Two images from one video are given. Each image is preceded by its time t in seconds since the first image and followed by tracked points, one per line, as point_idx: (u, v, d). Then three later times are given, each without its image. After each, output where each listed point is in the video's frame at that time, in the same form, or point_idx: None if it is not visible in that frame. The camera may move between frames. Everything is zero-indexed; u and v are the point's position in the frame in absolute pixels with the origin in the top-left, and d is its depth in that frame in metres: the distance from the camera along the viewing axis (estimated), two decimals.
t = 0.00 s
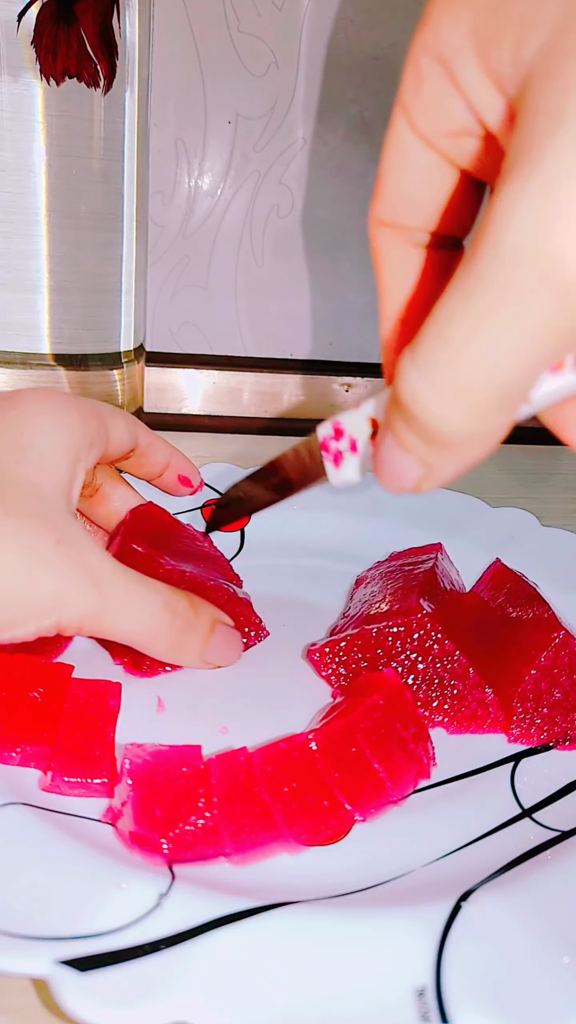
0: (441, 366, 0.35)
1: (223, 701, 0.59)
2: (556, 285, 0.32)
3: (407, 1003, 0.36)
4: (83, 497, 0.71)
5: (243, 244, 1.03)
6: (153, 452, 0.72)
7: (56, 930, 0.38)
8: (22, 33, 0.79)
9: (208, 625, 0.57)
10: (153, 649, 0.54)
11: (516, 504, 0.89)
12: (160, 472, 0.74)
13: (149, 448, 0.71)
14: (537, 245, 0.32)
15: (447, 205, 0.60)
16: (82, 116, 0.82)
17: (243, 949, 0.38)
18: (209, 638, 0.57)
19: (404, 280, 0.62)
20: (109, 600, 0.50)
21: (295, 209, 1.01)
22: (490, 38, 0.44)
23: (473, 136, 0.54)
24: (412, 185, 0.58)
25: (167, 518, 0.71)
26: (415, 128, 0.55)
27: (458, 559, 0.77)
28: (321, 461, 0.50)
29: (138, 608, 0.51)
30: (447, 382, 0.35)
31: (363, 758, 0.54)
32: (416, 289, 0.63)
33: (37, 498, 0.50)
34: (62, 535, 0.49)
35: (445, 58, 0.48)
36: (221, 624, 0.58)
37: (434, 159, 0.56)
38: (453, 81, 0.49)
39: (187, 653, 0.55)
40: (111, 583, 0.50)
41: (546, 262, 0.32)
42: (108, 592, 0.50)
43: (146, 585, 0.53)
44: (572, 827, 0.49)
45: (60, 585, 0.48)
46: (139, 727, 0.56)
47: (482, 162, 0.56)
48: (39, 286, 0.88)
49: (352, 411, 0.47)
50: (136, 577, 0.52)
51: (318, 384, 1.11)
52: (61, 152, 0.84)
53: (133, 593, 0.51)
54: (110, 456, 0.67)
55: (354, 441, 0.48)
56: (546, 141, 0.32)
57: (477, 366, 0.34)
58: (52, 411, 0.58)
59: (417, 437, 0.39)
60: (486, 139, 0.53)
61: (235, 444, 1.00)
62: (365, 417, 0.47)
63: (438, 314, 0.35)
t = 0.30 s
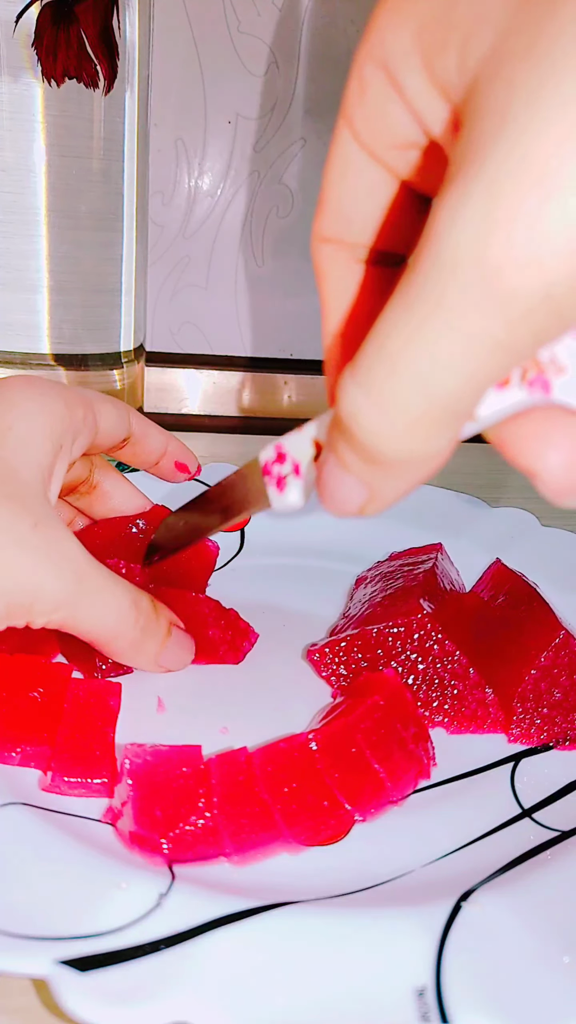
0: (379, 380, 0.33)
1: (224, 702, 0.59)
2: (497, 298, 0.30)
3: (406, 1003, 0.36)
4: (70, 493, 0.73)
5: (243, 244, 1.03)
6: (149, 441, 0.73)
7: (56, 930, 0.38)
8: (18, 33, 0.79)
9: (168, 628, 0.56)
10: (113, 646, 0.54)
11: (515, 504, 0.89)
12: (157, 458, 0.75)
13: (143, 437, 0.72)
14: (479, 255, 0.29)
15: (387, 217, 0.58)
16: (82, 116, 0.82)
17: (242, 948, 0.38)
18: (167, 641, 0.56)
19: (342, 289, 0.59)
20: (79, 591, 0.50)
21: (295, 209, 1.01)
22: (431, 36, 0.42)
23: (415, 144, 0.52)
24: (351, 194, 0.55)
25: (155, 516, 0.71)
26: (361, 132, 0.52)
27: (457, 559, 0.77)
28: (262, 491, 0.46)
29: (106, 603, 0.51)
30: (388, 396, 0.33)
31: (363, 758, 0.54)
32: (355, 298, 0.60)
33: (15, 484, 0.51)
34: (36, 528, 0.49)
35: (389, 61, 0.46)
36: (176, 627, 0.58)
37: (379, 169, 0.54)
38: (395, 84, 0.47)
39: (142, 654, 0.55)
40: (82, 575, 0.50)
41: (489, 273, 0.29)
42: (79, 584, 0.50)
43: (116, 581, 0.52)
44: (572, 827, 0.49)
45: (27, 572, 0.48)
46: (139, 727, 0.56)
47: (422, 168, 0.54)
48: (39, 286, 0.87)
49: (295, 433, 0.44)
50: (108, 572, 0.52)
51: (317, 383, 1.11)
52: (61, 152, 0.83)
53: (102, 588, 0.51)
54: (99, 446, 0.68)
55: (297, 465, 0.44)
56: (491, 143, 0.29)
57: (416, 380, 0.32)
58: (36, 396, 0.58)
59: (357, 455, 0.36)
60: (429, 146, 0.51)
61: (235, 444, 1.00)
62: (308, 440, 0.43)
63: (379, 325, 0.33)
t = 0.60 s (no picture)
0: (387, 458, 0.32)
1: (223, 702, 0.59)
2: (499, 377, 0.29)
3: (406, 1003, 0.36)
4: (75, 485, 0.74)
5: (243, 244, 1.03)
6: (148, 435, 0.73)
7: (55, 930, 0.38)
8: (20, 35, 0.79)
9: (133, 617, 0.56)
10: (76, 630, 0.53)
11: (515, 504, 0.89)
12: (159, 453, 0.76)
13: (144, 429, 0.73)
14: (476, 336, 0.28)
15: (379, 284, 0.53)
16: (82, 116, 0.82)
17: (242, 949, 0.38)
18: (123, 631, 0.55)
19: (339, 361, 0.55)
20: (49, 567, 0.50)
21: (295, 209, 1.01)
22: (412, 113, 0.39)
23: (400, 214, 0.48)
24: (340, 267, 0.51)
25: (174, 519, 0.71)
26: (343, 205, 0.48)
27: (457, 559, 0.77)
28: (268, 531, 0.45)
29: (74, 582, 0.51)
30: (397, 475, 0.32)
31: (364, 758, 0.54)
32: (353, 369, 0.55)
33: None
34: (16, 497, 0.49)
35: (364, 136, 0.43)
36: (140, 616, 0.57)
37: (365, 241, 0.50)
38: (372, 158, 0.44)
39: (98, 637, 0.54)
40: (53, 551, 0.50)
41: (490, 350, 0.28)
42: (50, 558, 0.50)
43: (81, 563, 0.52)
44: (572, 827, 0.49)
45: None
46: (139, 728, 0.56)
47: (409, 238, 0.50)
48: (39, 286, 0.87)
49: (305, 501, 0.43)
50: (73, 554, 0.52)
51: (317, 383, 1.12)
52: (61, 152, 0.83)
53: (68, 569, 0.51)
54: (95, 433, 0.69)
55: (310, 530, 0.43)
56: (477, 222, 0.28)
57: (428, 457, 0.31)
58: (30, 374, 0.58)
59: (372, 531, 0.35)
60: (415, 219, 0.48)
61: (234, 444, 1.00)
62: (318, 507, 0.42)
63: (383, 404, 0.32)
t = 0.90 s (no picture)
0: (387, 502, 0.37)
1: (223, 701, 0.59)
2: (469, 455, 0.34)
3: (407, 1003, 0.36)
4: (62, 477, 0.74)
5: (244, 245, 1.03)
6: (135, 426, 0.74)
7: (56, 930, 0.38)
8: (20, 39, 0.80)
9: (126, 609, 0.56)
10: (73, 619, 0.53)
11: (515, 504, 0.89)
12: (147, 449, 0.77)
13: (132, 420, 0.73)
14: (446, 424, 0.33)
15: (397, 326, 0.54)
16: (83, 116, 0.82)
17: (243, 949, 0.38)
18: (120, 624, 0.56)
19: (359, 388, 0.59)
20: (34, 556, 0.49)
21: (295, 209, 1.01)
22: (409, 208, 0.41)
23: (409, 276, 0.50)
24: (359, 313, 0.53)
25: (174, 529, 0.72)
26: (358, 266, 0.50)
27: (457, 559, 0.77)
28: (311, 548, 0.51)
29: (60, 573, 0.50)
30: (398, 515, 0.38)
31: (364, 757, 0.54)
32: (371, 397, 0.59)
33: None
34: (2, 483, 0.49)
35: (372, 212, 0.45)
36: (135, 614, 0.57)
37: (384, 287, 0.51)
38: (378, 232, 0.46)
39: (94, 631, 0.55)
40: (40, 541, 0.50)
41: (454, 429, 0.33)
42: (36, 547, 0.49)
43: (72, 550, 0.52)
44: (572, 827, 0.49)
45: None
46: (140, 728, 0.56)
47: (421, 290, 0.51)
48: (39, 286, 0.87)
49: (339, 508, 0.49)
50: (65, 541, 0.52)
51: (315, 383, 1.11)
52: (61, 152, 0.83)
53: (59, 556, 0.50)
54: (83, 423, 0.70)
55: (339, 536, 0.48)
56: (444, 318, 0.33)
57: (422, 504, 0.37)
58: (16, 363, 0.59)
59: (385, 556, 0.41)
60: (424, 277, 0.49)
61: (235, 444, 1.00)
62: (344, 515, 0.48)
63: (382, 460, 0.37)
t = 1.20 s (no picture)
0: (364, 444, 0.39)
1: (222, 701, 0.59)
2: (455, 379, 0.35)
3: (407, 1003, 0.36)
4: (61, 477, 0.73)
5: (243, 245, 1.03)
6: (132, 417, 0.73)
7: (56, 930, 0.38)
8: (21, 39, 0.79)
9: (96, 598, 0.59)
10: (63, 612, 0.55)
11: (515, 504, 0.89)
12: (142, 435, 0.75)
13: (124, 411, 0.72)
14: (431, 342, 0.35)
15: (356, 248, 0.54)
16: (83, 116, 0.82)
17: (244, 949, 0.38)
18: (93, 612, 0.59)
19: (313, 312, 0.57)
20: (41, 561, 0.50)
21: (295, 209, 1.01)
22: (386, 80, 0.46)
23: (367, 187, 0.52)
24: (321, 232, 0.55)
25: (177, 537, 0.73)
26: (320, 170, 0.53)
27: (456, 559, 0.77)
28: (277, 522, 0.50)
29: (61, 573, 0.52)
30: (370, 454, 0.39)
31: (364, 758, 0.54)
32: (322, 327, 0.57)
33: None
34: (15, 491, 0.49)
35: (335, 94, 0.51)
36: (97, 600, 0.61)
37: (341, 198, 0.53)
38: (341, 118, 0.51)
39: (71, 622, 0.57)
40: (49, 545, 0.50)
41: (450, 340, 0.34)
42: (44, 553, 0.50)
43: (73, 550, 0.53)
44: (572, 827, 0.49)
45: None
46: (140, 728, 0.56)
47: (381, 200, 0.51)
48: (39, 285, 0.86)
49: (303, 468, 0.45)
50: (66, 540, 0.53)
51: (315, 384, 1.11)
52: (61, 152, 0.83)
53: (62, 557, 0.52)
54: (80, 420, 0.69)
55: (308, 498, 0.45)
56: (424, 228, 0.35)
57: (401, 447, 0.38)
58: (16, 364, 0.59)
59: (356, 511, 0.42)
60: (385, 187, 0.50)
61: (234, 445, 1.00)
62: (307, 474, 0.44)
63: (357, 391, 0.39)
